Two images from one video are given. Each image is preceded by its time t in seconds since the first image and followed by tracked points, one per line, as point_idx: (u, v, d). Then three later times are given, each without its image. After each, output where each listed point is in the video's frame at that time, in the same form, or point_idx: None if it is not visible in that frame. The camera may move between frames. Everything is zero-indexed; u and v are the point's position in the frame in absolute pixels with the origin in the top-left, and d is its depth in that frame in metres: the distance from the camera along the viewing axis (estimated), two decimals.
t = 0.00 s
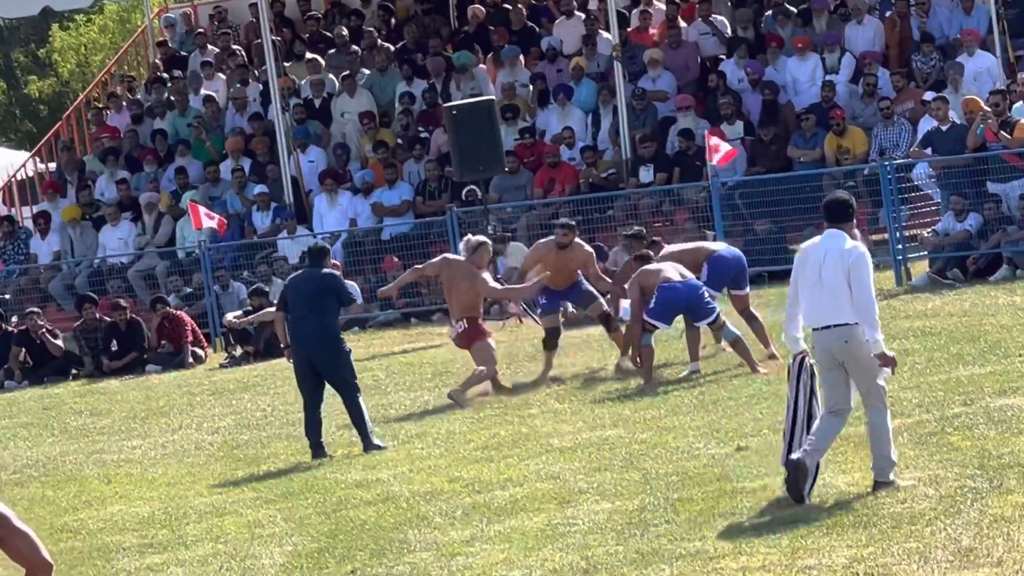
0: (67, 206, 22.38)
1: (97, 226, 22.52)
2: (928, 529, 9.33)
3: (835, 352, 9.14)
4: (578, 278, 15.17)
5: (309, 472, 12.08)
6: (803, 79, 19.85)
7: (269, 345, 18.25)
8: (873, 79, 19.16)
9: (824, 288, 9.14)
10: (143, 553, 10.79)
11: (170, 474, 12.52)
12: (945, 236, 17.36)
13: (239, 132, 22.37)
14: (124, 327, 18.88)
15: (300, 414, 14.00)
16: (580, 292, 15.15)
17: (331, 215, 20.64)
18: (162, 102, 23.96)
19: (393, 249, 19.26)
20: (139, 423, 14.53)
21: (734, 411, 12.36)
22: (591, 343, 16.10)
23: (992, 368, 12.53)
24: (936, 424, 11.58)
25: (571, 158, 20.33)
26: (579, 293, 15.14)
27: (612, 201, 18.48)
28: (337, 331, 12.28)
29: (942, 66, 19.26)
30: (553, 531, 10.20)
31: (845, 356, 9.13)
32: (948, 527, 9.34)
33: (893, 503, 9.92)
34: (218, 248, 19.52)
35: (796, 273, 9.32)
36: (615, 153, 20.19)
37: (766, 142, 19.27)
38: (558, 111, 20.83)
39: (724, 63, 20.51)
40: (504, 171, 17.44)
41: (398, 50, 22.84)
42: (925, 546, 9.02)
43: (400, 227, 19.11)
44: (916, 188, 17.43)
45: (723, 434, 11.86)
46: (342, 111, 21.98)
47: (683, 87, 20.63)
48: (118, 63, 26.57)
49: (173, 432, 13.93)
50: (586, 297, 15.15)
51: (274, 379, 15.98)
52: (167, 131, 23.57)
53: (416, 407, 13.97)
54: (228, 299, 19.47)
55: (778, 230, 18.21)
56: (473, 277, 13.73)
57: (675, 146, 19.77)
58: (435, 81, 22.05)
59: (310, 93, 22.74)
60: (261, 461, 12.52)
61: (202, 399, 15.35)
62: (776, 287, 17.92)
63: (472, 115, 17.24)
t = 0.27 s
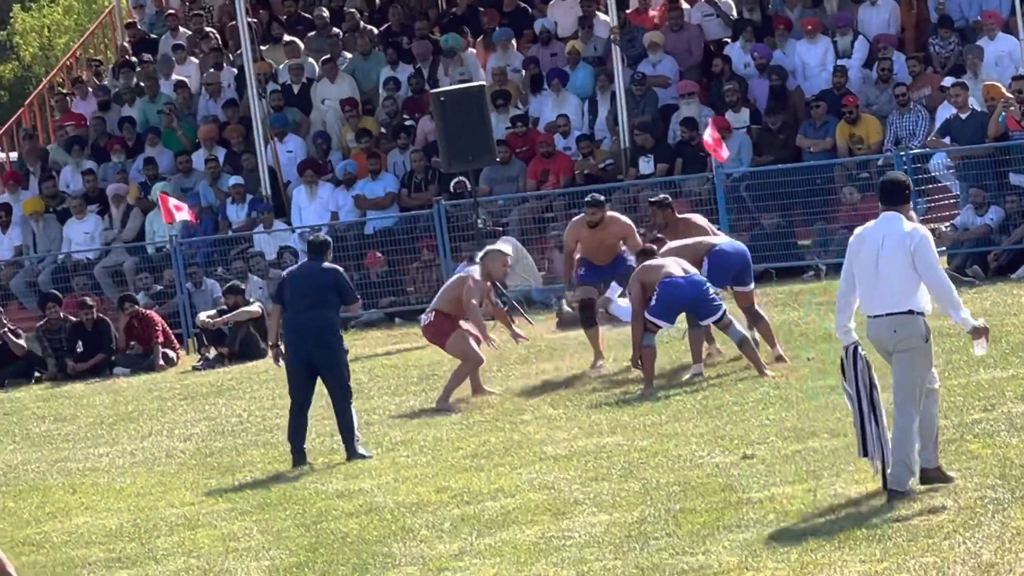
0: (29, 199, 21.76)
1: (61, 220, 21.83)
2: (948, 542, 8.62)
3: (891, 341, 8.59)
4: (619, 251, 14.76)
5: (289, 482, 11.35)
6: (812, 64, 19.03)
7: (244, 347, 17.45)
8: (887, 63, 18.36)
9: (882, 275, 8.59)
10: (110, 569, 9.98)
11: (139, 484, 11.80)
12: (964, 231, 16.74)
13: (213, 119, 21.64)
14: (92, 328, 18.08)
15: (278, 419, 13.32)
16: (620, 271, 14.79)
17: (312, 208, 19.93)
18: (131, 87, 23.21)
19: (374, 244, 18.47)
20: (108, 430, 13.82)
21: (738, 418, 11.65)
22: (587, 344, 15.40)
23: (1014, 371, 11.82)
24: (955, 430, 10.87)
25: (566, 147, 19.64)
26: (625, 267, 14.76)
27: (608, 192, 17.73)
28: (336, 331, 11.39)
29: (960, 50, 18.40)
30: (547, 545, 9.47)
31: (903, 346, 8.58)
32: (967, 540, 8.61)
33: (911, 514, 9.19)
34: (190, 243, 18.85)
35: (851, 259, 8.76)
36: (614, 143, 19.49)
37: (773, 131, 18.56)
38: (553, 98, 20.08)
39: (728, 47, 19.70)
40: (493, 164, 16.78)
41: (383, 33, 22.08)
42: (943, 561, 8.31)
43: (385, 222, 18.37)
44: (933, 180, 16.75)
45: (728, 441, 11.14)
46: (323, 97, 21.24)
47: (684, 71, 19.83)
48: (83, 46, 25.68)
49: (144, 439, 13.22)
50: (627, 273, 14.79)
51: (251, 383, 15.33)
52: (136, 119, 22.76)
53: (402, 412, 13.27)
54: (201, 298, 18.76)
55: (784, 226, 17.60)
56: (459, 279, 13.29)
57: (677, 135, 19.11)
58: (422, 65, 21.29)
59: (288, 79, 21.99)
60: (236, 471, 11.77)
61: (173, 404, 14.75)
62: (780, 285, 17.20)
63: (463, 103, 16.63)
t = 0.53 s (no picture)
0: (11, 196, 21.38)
1: (44, 217, 21.52)
2: (948, 547, 8.38)
3: (942, 338, 8.38)
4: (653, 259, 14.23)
5: (278, 484, 11.11)
6: (811, 57, 18.83)
7: (232, 347, 17.27)
8: (889, 58, 18.15)
9: (931, 269, 8.35)
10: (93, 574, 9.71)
11: (122, 487, 11.58)
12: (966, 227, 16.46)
13: (199, 114, 21.52)
14: (76, 327, 17.84)
15: (265, 421, 13.10)
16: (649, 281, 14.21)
17: (300, 203, 19.75)
18: (116, 82, 23.06)
19: (365, 242, 18.26)
20: (92, 432, 13.58)
21: (734, 419, 11.41)
22: (580, 345, 15.17)
23: (1016, 371, 11.58)
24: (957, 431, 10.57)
25: (560, 142, 19.43)
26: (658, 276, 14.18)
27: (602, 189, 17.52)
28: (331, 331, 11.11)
29: (962, 43, 18.17)
30: (540, 549, 9.23)
31: (953, 342, 8.36)
32: (968, 543, 8.38)
33: (910, 518, 8.96)
34: (174, 240, 18.65)
35: (899, 255, 8.54)
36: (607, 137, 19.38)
37: (772, 126, 18.29)
38: (547, 94, 19.83)
39: (725, 40, 19.50)
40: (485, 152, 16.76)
41: (372, 26, 21.88)
42: (945, 565, 8.08)
43: (375, 219, 18.14)
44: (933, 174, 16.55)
45: (725, 443, 10.89)
46: (311, 91, 21.15)
47: (680, 64, 19.66)
48: (67, 38, 25.42)
49: (128, 442, 12.99)
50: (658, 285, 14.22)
51: (237, 384, 15.13)
52: (120, 113, 22.68)
53: (392, 413, 13.04)
54: (187, 297, 18.58)
55: (784, 222, 17.36)
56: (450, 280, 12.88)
57: (674, 131, 18.81)
58: (412, 59, 21.09)
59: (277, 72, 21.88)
60: (221, 473, 11.54)
61: (158, 405, 14.56)
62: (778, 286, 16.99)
63: (452, 95, 16.64)
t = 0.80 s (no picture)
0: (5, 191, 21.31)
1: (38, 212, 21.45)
2: (946, 543, 8.34)
3: (987, 318, 8.62)
4: (653, 239, 14.13)
5: (273, 480, 11.06)
6: (809, 51, 18.82)
7: (226, 342, 17.27)
8: (886, 52, 18.15)
9: (974, 247, 8.61)
10: (87, 570, 9.66)
11: (116, 483, 11.54)
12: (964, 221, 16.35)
13: (194, 108, 21.51)
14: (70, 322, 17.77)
15: (259, 417, 13.06)
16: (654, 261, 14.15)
17: (295, 198, 19.67)
18: (111, 76, 23.08)
19: (361, 237, 18.24)
20: (86, 427, 13.54)
21: (731, 415, 11.37)
22: (576, 340, 15.14)
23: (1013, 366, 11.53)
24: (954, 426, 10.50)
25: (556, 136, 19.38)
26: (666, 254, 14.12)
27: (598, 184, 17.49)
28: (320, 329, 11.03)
29: (959, 36, 18.22)
30: (536, 545, 9.19)
31: (997, 320, 8.60)
32: (966, 539, 8.34)
33: (907, 514, 8.92)
34: (169, 235, 18.60)
35: (942, 234, 8.82)
36: (605, 131, 19.27)
37: (769, 120, 18.27)
38: (543, 88, 19.82)
39: (722, 34, 19.49)
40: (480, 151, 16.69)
41: (367, 20, 21.87)
42: (942, 561, 8.04)
43: (370, 213, 18.12)
44: (931, 168, 16.45)
45: (721, 439, 10.85)
46: (306, 85, 21.08)
47: (676, 58, 19.63)
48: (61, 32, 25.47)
49: (123, 437, 12.95)
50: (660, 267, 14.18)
51: (232, 379, 15.09)
52: (115, 107, 22.74)
53: (388, 409, 12.99)
54: (181, 291, 18.50)
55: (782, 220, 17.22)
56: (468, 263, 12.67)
57: (671, 125, 18.74)
58: (408, 53, 21.07)
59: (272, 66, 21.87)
60: (214, 469, 11.50)
61: (152, 400, 14.52)
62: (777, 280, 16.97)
63: (445, 95, 16.67)
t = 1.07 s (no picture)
0: (2, 187, 21.37)
1: (35, 207, 21.44)
2: (943, 538, 8.33)
3: None
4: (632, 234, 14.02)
5: (268, 476, 11.05)
6: (805, 46, 18.81)
7: (222, 337, 17.29)
8: (883, 47, 18.15)
9: None
10: (83, 565, 9.64)
11: (113, 478, 11.54)
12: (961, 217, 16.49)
13: (191, 103, 21.53)
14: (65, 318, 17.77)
15: (256, 412, 13.06)
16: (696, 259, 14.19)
17: (292, 193, 19.74)
18: (108, 72, 23.10)
19: (359, 232, 18.27)
20: (83, 423, 13.54)
21: (728, 410, 11.36)
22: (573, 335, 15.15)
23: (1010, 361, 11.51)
24: (951, 420, 10.46)
25: (553, 131, 19.39)
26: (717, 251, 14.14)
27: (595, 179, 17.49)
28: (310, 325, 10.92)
29: (956, 31, 18.21)
30: (533, 541, 9.18)
31: None
32: (963, 534, 8.33)
33: (903, 509, 8.92)
34: (166, 231, 18.60)
35: (998, 227, 8.78)
36: (601, 126, 19.21)
37: (767, 115, 18.40)
38: (540, 82, 19.87)
39: (718, 29, 19.48)
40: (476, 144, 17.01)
41: (364, 15, 21.88)
42: (939, 556, 8.03)
43: (366, 209, 18.13)
44: (929, 163, 16.58)
45: (718, 434, 10.84)
46: (303, 81, 21.14)
47: (673, 53, 19.64)
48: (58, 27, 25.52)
49: (120, 433, 12.95)
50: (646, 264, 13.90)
51: (228, 374, 15.11)
52: (112, 102, 22.73)
53: (385, 404, 13.00)
54: (177, 286, 18.52)
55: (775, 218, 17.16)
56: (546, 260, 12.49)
57: (667, 120, 18.75)
58: (405, 48, 21.08)
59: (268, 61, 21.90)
60: (211, 464, 11.50)
61: (149, 396, 14.52)
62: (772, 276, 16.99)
63: (443, 88, 16.96)
